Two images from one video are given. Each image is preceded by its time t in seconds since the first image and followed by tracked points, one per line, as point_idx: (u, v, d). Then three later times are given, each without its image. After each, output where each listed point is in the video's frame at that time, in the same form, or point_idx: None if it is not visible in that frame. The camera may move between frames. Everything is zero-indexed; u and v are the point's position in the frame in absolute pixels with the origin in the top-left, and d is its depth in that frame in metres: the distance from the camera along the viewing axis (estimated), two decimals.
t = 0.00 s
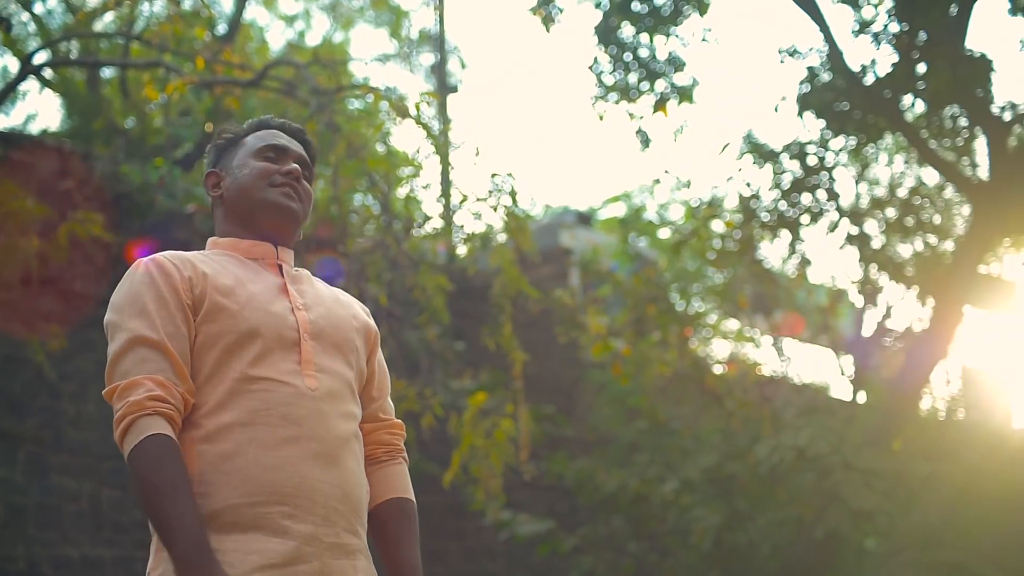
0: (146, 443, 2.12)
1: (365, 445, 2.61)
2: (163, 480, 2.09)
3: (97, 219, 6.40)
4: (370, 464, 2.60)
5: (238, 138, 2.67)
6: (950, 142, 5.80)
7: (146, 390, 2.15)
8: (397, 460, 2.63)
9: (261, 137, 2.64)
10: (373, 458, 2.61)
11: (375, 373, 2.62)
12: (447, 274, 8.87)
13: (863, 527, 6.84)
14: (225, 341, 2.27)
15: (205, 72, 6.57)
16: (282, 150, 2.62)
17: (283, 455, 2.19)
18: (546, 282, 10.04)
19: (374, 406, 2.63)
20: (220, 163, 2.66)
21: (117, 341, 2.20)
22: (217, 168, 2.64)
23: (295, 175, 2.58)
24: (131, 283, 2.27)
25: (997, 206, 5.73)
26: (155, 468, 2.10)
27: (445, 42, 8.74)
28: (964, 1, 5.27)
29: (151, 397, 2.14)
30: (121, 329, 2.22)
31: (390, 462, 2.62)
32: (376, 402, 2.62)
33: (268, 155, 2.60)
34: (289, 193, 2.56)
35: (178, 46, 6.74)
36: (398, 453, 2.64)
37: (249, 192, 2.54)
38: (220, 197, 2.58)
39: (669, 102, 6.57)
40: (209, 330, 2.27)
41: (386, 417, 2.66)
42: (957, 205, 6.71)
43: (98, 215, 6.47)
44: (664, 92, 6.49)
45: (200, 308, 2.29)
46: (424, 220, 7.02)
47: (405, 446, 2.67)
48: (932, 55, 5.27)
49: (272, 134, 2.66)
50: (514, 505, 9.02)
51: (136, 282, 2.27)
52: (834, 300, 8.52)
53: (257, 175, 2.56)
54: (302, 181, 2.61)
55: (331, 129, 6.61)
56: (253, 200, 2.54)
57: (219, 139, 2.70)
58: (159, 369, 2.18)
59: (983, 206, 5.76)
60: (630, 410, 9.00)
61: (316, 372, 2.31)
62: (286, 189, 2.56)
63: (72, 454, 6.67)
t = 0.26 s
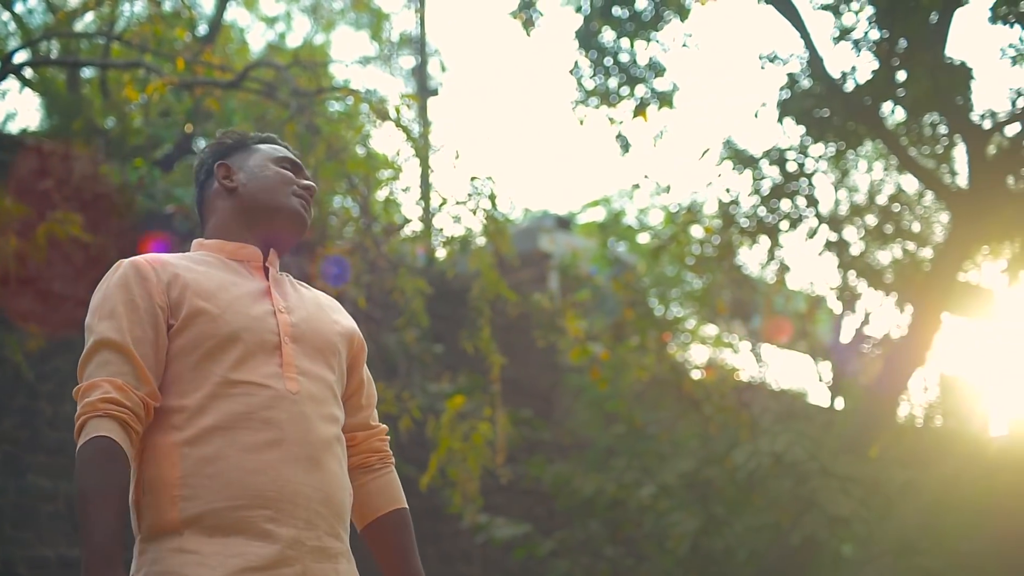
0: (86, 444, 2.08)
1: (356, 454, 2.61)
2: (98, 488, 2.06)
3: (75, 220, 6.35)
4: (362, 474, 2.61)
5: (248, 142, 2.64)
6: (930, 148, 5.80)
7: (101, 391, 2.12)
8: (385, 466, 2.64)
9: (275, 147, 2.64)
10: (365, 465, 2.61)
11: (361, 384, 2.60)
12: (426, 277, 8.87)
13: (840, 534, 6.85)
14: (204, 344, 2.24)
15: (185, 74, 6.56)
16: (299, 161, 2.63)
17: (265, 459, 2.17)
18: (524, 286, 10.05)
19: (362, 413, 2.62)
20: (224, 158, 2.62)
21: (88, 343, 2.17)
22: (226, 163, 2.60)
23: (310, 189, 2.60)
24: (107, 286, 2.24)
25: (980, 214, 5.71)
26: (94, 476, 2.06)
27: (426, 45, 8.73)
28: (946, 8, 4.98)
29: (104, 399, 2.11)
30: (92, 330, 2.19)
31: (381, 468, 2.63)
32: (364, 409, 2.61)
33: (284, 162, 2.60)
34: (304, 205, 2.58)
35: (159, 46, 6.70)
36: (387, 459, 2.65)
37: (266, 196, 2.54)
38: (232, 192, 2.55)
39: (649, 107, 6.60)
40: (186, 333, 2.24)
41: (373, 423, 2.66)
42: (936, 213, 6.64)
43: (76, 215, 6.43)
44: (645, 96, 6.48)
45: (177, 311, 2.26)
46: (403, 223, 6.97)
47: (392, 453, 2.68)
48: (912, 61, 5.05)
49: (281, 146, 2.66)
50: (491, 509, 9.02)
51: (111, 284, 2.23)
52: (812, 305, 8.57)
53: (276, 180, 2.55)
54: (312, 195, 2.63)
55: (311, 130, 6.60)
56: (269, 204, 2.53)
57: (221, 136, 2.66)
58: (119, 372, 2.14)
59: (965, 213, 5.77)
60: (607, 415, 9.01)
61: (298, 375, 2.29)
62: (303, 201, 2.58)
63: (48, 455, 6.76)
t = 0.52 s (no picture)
0: (87, 437, 2.11)
1: (330, 452, 2.65)
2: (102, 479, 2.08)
3: (50, 214, 6.40)
4: (336, 472, 2.64)
5: (214, 144, 2.69)
6: (905, 149, 5.86)
7: (97, 384, 2.15)
8: (359, 466, 2.67)
9: (234, 141, 2.66)
10: (338, 464, 2.65)
11: (337, 381, 2.65)
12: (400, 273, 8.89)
13: (813, 532, 6.88)
14: (188, 340, 2.27)
15: (160, 67, 6.62)
16: (254, 147, 2.64)
17: (243, 456, 2.21)
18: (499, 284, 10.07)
19: (337, 413, 2.66)
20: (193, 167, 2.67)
21: (75, 335, 2.20)
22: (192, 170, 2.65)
23: (266, 170, 2.60)
24: (94, 279, 2.27)
25: (955, 213, 5.77)
26: (96, 469, 2.09)
27: (403, 40, 8.75)
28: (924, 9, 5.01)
29: (100, 392, 2.14)
30: (80, 323, 2.22)
31: (355, 467, 2.66)
32: (336, 409, 2.65)
33: (240, 153, 2.62)
34: (260, 187, 2.57)
35: (135, 39, 6.71)
36: (361, 459, 2.68)
37: (221, 188, 2.56)
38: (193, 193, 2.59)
39: (625, 105, 6.64)
40: (169, 328, 2.28)
41: (348, 423, 2.69)
42: (909, 213, 6.82)
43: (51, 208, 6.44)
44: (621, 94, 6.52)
45: (160, 307, 2.30)
46: (379, 218, 6.92)
47: (366, 453, 2.71)
48: (888, 62, 5.12)
49: (249, 140, 2.68)
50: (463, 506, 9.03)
51: (99, 277, 2.26)
52: (786, 304, 8.63)
53: (230, 170, 2.57)
54: (275, 179, 2.62)
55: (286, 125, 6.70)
56: (226, 194, 2.55)
57: (193, 148, 2.72)
58: (112, 365, 2.18)
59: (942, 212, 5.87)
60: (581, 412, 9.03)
61: (278, 374, 2.32)
62: (258, 183, 2.58)
63: (21, 449, 6.64)
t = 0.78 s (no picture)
0: (80, 432, 2.13)
1: (292, 447, 2.66)
2: (98, 475, 2.11)
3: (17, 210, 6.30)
4: (298, 467, 2.65)
5: (194, 138, 2.65)
6: (873, 149, 6.14)
7: (79, 380, 2.17)
8: (322, 461, 2.69)
9: (220, 143, 2.65)
10: (301, 459, 2.66)
11: (303, 377, 2.68)
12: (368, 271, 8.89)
13: (778, 530, 6.94)
14: (157, 338, 2.29)
15: (129, 64, 6.62)
16: (244, 156, 2.64)
17: (209, 455, 2.23)
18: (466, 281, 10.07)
19: (300, 410, 2.67)
20: (169, 157, 2.62)
21: (49, 330, 2.21)
22: (171, 159, 2.60)
23: (256, 182, 2.62)
24: (67, 273, 2.28)
25: (920, 214, 5.95)
26: (96, 463, 2.11)
27: (371, 38, 8.75)
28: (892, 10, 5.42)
29: (85, 387, 2.16)
30: (53, 317, 2.23)
31: (317, 462, 2.67)
32: (300, 404, 2.67)
33: (230, 157, 2.61)
34: (252, 200, 2.59)
35: (104, 36, 6.69)
36: (325, 455, 2.69)
37: (212, 191, 2.55)
38: (179, 189, 2.56)
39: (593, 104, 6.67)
40: (139, 326, 2.29)
41: (313, 418, 2.71)
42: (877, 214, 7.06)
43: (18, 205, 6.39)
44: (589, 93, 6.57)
45: (130, 305, 2.31)
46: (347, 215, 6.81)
47: (331, 449, 2.73)
48: (856, 63, 5.56)
49: (226, 142, 2.66)
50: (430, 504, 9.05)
51: (70, 273, 2.27)
52: (752, 302, 8.74)
53: (223, 175, 2.57)
54: (259, 190, 2.64)
55: (254, 124, 6.60)
56: (218, 200, 2.55)
57: (166, 135, 2.67)
58: (91, 362, 2.19)
59: (911, 211, 5.98)
60: (548, 411, 9.09)
61: (245, 373, 2.34)
62: (250, 195, 2.59)
63: None
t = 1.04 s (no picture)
0: (45, 428, 2.13)
1: (265, 443, 2.68)
2: (62, 470, 2.10)
3: None
4: (271, 463, 2.68)
5: (164, 127, 2.63)
6: (842, 145, 6.42)
7: (51, 374, 2.17)
8: (295, 457, 2.71)
9: (192, 136, 2.65)
10: (274, 455, 2.69)
11: (273, 373, 2.69)
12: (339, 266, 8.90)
13: (747, 526, 7.06)
14: (131, 333, 2.30)
15: (99, 58, 6.60)
16: (216, 153, 2.66)
17: (182, 449, 2.25)
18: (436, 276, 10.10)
19: (273, 405, 2.69)
20: (139, 146, 2.60)
21: (23, 324, 2.21)
22: (143, 150, 2.59)
23: (229, 181, 2.65)
24: (40, 267, 2.27)
25: (889, 211, 6.25)
26: (60, 457, 2.11)
27: (343, 31, 8.73)
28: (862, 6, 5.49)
29: (56, 382, 2.16)
30: (26, 312, 2.23)
31: (290, 458, 2.70)
32: (272, 399, 2.68)
33: (204, 154, 2.63)
34: (226, 199, 2.63)
35: (74, 29, 6.67)
36: (297, 451, 2.72)
37: (190, 189, 2.57)
38: (156, 185, 2.56)
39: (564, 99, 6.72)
40: (114, 321, 2.30)
41: (284, 414, 2.72)
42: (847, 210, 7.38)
43: None
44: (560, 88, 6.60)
45: (104, 299, 2.31)
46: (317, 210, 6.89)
47: (302, 443, 2.74)
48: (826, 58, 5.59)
49: (194, 134, 2.67)
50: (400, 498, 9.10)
51: (44, 266, 2.26)
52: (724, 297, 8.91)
53: (201, 174, 2.59)
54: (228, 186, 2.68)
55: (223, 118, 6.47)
56: (195, 198, 2.57)
57: (133, 119, 2.63)
58: (64, 357, 2.20)
59: (882, 206, 6.26)
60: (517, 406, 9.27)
61: (218, 368, 2.36)
62: (224, 194, 2.63)
63: None
